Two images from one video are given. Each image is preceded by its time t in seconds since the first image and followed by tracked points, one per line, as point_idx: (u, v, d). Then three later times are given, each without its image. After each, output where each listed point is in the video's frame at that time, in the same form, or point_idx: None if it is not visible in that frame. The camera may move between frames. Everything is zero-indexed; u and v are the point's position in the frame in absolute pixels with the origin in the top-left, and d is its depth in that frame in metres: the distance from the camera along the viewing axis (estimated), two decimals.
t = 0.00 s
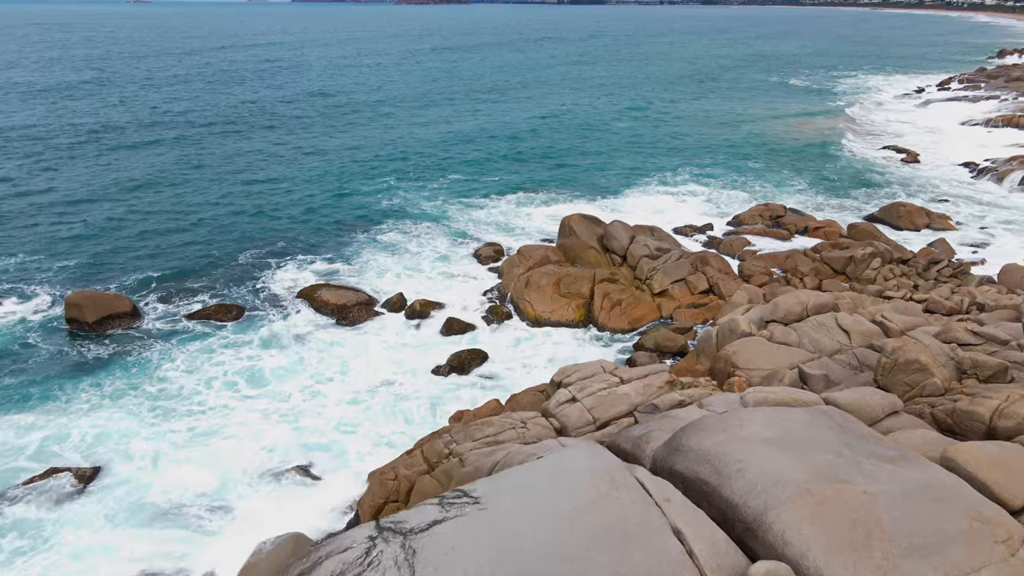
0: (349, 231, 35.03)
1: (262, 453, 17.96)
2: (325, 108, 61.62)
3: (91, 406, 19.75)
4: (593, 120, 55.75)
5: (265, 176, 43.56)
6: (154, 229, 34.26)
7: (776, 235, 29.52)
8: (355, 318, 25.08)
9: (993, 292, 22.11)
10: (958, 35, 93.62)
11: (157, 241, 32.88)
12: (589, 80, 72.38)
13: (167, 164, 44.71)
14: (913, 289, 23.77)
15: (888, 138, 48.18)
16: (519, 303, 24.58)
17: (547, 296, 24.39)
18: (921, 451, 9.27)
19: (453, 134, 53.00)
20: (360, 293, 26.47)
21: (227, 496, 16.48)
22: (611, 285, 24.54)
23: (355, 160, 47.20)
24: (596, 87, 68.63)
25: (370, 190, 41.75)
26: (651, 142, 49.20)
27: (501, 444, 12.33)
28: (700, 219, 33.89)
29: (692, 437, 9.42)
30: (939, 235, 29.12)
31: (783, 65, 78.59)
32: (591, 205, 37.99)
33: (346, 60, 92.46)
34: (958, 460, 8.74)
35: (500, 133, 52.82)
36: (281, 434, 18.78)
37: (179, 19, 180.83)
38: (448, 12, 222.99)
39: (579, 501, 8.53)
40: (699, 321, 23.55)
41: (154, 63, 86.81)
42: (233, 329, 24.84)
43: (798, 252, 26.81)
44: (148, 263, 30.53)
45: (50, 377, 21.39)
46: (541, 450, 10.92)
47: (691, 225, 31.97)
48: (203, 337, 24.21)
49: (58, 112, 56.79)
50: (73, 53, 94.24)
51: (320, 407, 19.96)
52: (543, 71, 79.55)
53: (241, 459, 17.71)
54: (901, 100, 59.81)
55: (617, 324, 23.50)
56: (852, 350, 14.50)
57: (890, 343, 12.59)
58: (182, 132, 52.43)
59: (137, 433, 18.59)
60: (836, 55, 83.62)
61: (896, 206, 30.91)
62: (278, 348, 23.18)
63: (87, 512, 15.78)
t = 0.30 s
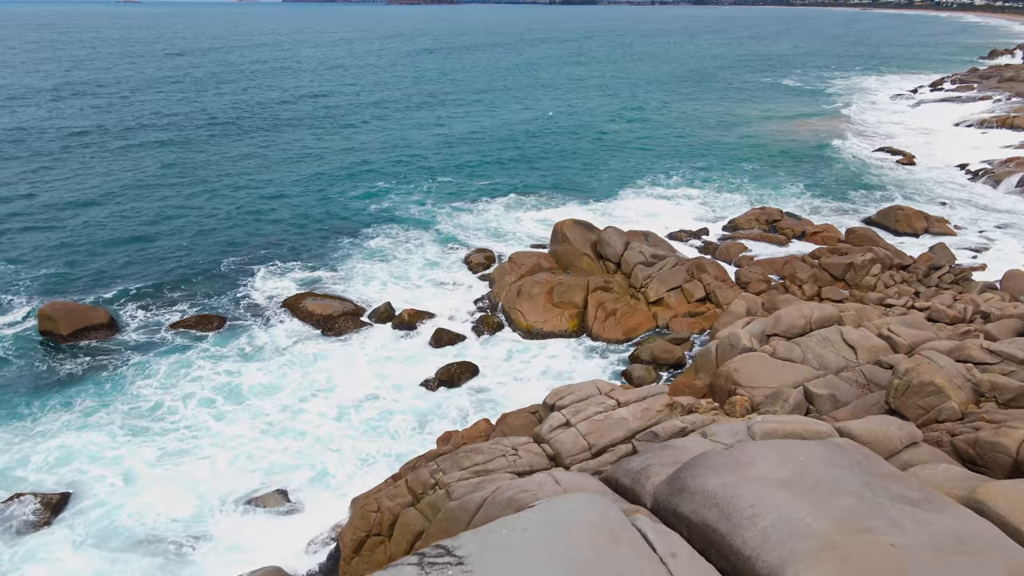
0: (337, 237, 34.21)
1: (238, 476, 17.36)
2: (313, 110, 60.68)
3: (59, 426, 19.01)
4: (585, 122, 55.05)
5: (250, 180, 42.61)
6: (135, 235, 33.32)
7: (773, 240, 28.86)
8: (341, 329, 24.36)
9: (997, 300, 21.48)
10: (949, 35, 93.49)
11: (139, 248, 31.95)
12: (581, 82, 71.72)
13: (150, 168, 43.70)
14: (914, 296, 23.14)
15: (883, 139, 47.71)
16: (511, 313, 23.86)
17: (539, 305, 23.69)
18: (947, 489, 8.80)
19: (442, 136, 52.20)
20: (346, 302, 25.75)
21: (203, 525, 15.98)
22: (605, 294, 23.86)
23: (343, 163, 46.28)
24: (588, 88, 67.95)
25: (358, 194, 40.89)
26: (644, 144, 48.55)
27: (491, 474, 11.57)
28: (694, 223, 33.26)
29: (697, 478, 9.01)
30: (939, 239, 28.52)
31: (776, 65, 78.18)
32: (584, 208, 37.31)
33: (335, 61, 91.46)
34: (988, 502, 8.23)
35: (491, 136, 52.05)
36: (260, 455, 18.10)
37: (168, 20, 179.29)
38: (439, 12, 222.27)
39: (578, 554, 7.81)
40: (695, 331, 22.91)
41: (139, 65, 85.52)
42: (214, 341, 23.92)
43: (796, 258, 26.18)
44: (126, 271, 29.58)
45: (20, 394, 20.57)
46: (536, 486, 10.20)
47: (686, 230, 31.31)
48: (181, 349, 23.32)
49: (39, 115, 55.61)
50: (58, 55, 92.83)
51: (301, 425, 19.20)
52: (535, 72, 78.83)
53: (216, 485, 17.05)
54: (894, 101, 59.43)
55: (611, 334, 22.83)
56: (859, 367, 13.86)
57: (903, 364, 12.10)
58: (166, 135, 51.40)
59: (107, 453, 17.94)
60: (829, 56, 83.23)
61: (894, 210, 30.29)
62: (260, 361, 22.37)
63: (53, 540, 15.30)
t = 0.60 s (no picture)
0: (323, 243, 33.39)
1: (212, 501, 16.56)
2: (299, 112, 59.67)
3: (23, 448, 18.10)
4: (574, 124, 54.40)
5: (234, 184, 41.63)
6: (114, 243, 32.38)
7: (768, 245, 28.27)
8: (325, 340, 23.63)
9: (1000, 307, 20.90)
10: (937, 36, 93.47)
11: (117, 256, 31.03)
12: (570, 83, 71.13)
13: (130, 172, 42.65)
14: (914, 303, 22.56)
15: (876, 140, 47.27)
16: (500, 324, 23.25)
17: (529, 315, 23.08)
18: (974, 534, 8.44)
19: (430, 139, 51.41)
20: (331, 313, 25.05)
21: (174, 554, 15.15)
22: (597, 303, 23.20)
23: (329, 167, 45.37)
24: (577, 90, 67.32)
25: (344, 198, 40.01)
26: (634, 146, 47.96)
27: (478, 508, 10.82)
28: (688, 227, 32.66)
29: (701, 524, 8.56)
30: (936, 244, 27.99)
31: (766, 65, 77.82)
32: (574, 212, 36.63)
33: (322, 62, 90.33)
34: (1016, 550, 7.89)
35: (480, 138, 51.30)
36: (235, 478, 17.30)
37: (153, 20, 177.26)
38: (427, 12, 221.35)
39: None
40: (691, 340, 22.29)
41: (122, 66, 84.06)
42: (191, 353, 23.01)
43: (792, 263, 25.60)
44: (102, 281, 28.63)
45: None
46: (527, 527, 9.49)
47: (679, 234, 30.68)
48: (157, 361, 22.41)
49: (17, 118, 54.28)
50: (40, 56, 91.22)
51: (280, 444, 18.40)
52: (525, 73, 78.09)
53: (188, 509, 16.29)
54: (885, 101, 59.15)
55: (604, 345, 22.16)
56: (864, 385, 13.20)
57: (917, 383, 11.51)
58: (148, 138, 50.29)
59: (71, 477, 17.06)
60: (818, 56, 82.90)
61: (891, 213, 29.79)
62: (238, 376, 21.52)
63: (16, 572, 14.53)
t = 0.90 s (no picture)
0: (305, 250, 32.56)
1: (181, 527, 15.74)
2: (282, 114, 58.69)
3: None
4: (562, 126, 53.77)
5: (214, 189, 40.62)
6: (88, 252, 31.45)
7: (760, 250, 27.72)
8: (305, 353, 22.85)
9: (998, 314, 20.40)
10: (924, 36, 93.63)
11: (91, 265, 30.11)
12: (558, 84, 70.54)
13: (107, 176, 41.62)
14: (910, 310, 22.00)
15: (865, 140, 46.97)
16: (487, 334, 22.57)
17: (516, 326, 22.40)
18: None
19: (416, 141, 50.59)
20: (312, 323, 24.25)
21: None
22: (587, 312, 22.54)
23: (313, 170, 44.43)
24: (565, 91, 66.74)
25: (328, 203, 39.09)
26: (623, 148, 47.39)
27: (460, 547, 10.07)
28: (678, 231, 32.12)
29: None
30: (929, 248, 27.58)
31: (754, 66, 77.58)
32: (563, 215, 35.99)
33: (307, 63, 89.28)
34: None
35: (466, 141, 50.55)
36: (206, 502, 16.45)
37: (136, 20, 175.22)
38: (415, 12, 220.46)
39: None
40: (683, 350, 21.64)
41: (103, 67, 82.65)
42: (163, 368, 22.06)
43: (785, 269, 25.08)
44: (75, 292, 27.62)
45: None
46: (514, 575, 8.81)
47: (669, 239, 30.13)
48: (127, 377, 21.50)
49: None
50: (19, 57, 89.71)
51: (254, 465, 17.56)
52: (513, 74, 77.41)
53: (155, 538, 15.44)
54: (873, 102, 58.96)
55: (595, 356, 21.48)
56: (869, 404, 12.57)
57: (928, 407, 10.89)
58: (126, 141, 49.20)
59: (31, 503, 16.17)
60: (806, 56, 82.76)
61: (883, 217, 29.38)
62: (212, 391, 20.65)
63: None
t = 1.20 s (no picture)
0: (285, 258, 31.70)
1: (146, 557, 14.86)
2: (264, 116, 57.61)
3: None
4: (549, 128, 53.12)
5: (193, 194, 39.59)
6: (60, 261, 30.45)
7: (752, 255, 27.15)
8: (283, 366, 22.04)
9: (995, 320, 19.94)
10: (908, 36, 93.84)
11: (62, 275, 29.14)
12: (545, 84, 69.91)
13: (81, 180, 40.48)
14: (906, 316, 21.47)
15: (853, 141, 46.66)
16: (472, 346, 21.88)
17: (503, 337, 21.72)
18: None
19: (401, 143, 49.72)
20: (291, 335, 23.45)
21: None
22: (575, 322, 21.87)
23: (295, 174, 43.44)
24: (552, 92, 66.05)
25: (310, 208, 38.14)
26: (610, 150, 46.80)
27: None
28: (667, 234, 31.55)
29: None
30: (922, 252, 27.15)
31: (740, 66, 77.33)
32: (550, 219, 35.31)
33: (291, 64, 88.11)
34: None
35: (451, 143, 49.74)
36: (172, 529, 15.55)
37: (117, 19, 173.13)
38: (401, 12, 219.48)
39: None
40: (675, 360, 21.03)
41: (81, 68, 81.13)
42: (134, 385, 21.10)
43: (777, 274, 24.53)
44: (45, 304, 26.64)
45: None
46: None
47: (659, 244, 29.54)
48: (93, 393, 20.55)
49: None
50: None
51: (225, 489, 16.67)
52: (499, 75, 76.68)
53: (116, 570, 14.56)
54: (860, 102, 58.76)
55: (584, 367, 20.83)
56: (872, 424, 11.96)
57: (939, 432, 10.24)
58: (102, 144, 48.03)
59: None
60: (792, 56, 82.64)
61: (875, 220, 28.96)
62: (183, 410, 19.75)
63: None
